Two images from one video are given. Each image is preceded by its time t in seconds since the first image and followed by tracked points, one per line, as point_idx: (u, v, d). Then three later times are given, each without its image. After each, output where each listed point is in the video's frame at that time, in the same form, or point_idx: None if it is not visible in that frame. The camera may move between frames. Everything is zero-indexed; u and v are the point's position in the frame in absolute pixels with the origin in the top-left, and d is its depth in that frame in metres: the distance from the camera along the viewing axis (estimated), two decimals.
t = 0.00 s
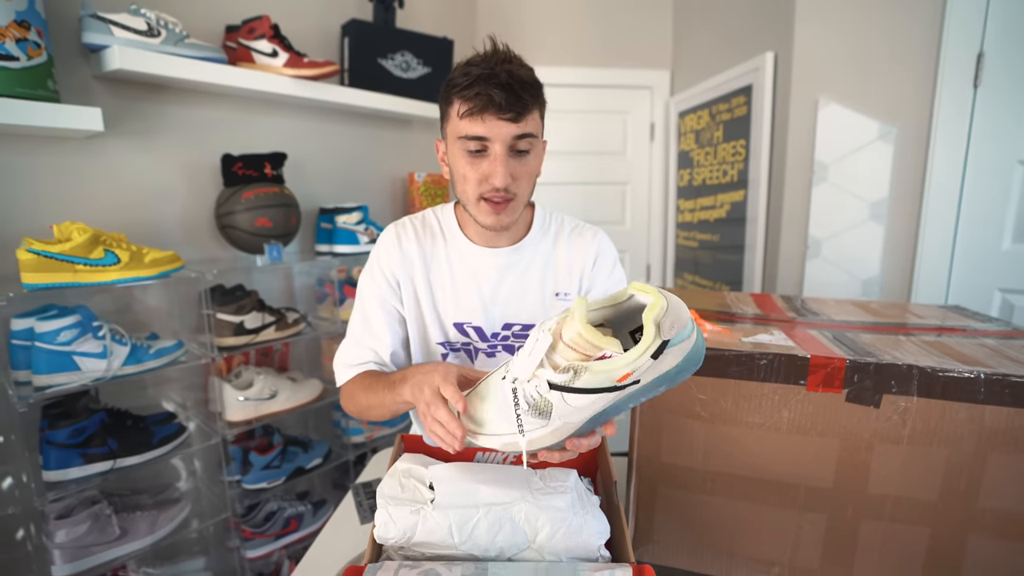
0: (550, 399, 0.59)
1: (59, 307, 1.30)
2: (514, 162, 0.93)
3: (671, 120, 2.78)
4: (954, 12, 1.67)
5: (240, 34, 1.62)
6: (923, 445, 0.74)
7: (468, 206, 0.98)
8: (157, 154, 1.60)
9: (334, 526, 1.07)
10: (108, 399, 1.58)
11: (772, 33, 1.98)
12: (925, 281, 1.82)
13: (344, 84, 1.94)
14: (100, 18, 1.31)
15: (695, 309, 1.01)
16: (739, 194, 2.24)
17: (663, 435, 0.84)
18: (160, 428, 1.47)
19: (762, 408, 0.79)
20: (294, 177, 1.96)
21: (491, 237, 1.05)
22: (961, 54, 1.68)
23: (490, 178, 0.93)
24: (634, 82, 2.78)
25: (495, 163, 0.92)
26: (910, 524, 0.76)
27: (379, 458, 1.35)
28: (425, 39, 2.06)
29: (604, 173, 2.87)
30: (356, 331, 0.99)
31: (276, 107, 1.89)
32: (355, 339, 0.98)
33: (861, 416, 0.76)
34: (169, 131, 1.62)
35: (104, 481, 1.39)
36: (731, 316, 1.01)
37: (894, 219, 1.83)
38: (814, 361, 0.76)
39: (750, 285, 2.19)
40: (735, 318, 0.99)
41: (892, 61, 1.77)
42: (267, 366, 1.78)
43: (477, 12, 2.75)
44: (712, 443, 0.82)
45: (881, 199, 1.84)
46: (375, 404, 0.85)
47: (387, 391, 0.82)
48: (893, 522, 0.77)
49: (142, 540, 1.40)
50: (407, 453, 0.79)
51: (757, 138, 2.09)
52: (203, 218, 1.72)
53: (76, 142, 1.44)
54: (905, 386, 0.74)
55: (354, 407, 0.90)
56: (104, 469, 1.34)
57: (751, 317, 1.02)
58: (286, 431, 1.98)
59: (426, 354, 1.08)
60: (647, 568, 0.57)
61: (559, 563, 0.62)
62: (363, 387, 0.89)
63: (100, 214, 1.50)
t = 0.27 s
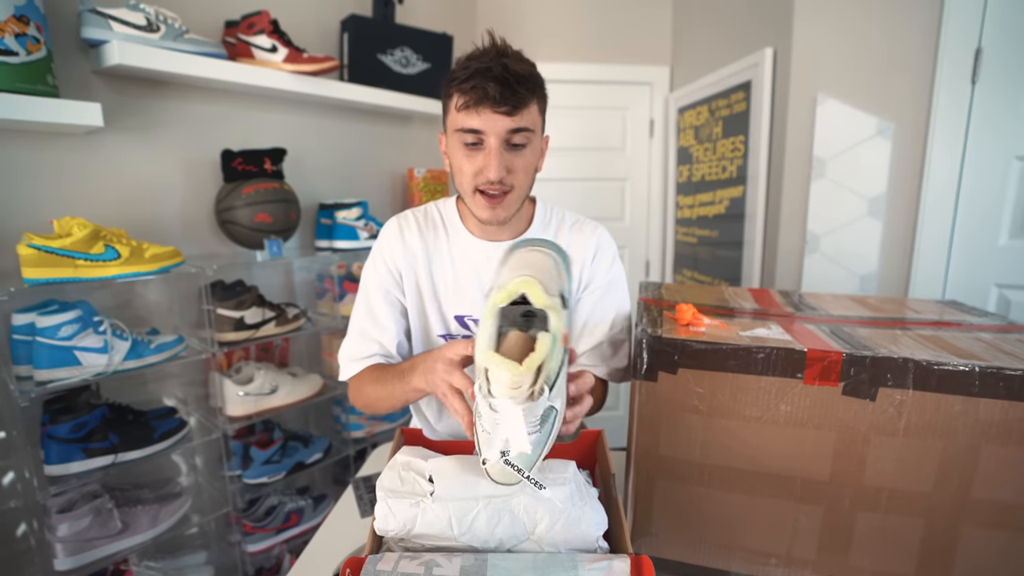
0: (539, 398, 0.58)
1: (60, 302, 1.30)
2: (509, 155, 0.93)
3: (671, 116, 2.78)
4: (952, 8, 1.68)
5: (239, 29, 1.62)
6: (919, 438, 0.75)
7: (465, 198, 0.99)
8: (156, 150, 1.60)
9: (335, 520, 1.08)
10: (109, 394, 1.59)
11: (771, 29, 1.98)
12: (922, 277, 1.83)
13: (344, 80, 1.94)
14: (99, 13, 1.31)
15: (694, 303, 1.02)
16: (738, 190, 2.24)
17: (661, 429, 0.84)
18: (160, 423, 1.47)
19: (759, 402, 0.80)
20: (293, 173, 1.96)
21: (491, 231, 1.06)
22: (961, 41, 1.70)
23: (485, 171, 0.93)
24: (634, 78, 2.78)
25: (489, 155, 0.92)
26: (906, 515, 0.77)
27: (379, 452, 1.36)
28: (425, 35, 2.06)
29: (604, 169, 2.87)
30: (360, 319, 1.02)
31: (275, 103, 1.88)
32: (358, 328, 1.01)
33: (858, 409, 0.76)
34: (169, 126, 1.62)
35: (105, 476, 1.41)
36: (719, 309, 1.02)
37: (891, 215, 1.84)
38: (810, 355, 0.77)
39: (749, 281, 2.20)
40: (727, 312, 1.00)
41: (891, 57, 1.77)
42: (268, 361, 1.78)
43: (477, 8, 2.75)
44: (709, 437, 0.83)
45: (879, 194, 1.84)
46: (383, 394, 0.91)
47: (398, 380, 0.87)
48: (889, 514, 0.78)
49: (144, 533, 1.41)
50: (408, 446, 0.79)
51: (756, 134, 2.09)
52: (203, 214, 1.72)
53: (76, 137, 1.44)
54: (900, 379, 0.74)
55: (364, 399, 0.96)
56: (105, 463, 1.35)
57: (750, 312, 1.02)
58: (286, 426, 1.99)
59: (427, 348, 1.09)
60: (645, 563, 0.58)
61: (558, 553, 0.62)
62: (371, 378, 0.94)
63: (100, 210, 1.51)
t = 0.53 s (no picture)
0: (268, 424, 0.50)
1: (69, 294, 1.33)
2: (488, 144, 0.96)
3: (671, 110, 2.78)
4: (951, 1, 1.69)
5: (242, 24, 1.63)
6: (912, 425, 0.77)
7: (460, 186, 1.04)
8: (162, 144, 1.62)
9: (340, 506, 1.10)
10: (117, 385, 1.62)
11: (771, 23, 1.98)
12: (920, 270, 1.84)
13: (346, 74, 1.95)
14: (105, 9, 1.32)
15: (693, 294, 1.04)
16: (738, 183, 2.25)
17: (659, 416, 0.86)
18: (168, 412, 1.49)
19: (756, 390, 0.81)
20: (296, 167, 1.97)
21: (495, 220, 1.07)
22: (961, 33, 1.70)
23: (464, 159, 0.98)
24: (634, 71, 2.78)
25: (468, 143, 0.97)
26: (898, 501, 0.79)
27: (383, 442, 1.39)
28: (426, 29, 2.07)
29: (604, 163, 2.88)
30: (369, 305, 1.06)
31: (278, 98, 1.90)
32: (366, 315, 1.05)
33: (852, 397, 0.78)
34: (174, 121, 1.64)
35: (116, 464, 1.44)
36: (724, 301, 1.04)
37: (890, 208, 1.85)
38: (806, 343, 0.78)
39: (748, 274, 2.21)
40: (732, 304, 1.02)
41: (890, 50, 1.78)
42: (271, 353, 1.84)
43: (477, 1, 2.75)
44: (707, 425, 0.84)
45: (877, 187, 1.85)
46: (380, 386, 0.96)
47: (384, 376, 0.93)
48: (882, 499, 0.80)
49: (153, 520, 1.44)
50: (412, 432, 0.81)
51: (756, 127, 2.10)
52: (208, 207, 1.74)
53: (84, 132, 1.46)
54: (894, 367, 0.76)
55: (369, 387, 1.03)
56: (114, 451, 1.37)
57: (750, 304, 1.04)
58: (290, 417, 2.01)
59: (433, 338, 1.10)
60: (643, 544, 0.60)
61: (558, 536, 0.64)
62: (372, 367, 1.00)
63: (107, 204, 1.53)
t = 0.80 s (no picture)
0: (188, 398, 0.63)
1: (74, 293, 1.34)
2: (470, 151, 0.98)
3: (671, 110, 2.79)
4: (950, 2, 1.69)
5: (245, 26, 1.64)
6: (909, 423, 0.77)
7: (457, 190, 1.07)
8: (166, 145, 1.63)
9: (342, 504, 1.11)
10: (120, 383, 1.63)
11: (771, 23, 1.99)
12: (920, 270, 1.85)
13: (348, 75, 1.96)
14: (110, 11, 1.33)
15: (692, 294, 1.05)
16: (738, 183, 2.26)
17: (659, 414, 0.87)
18: (170, 411, 1.51)
19: (755, 388, 0.82)
20: (298, 167, 1.98)
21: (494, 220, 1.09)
22: (960, 34, 1.71)
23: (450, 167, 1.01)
24: (634, 72, 2.79)
25: (451, 152, 1.00)
26: (896, 498, 0.80)
27: (385, 440, 1.39)
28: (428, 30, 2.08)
29: (604, 163, 2.89)
30: (373, 302, 1.09)
31: (280, 98, 1.91)
32: (371, 311, 1.08)
33: (850, 395, 0.79)
34: (177, 121, 1.65)
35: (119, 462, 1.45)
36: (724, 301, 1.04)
37: (890, 208, 1.86)
38: (804, 342, 0.79)
39: (748, 274, 2.22)
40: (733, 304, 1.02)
41: (889, 51, 1.79)
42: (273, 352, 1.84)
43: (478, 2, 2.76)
44: (706, 423, 0.85)
45: (877, 187, 1.86)
46: (370, 383, 0.99)
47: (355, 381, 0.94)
48: (879, 497, 0.80)
49: (155, 519, 1.45)
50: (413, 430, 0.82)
51: (756, 127, 2.11)
52: (211, 207, 1.75)
53: (88, 133, 1.47)
54: (891, 366, 0.77)
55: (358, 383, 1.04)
56: (118, 450, 1.38)
57: (751, 304, 1.05)
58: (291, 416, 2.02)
59: (434, 337, 1.12)
60: (642, 541, 0.60)
61: (558, 532, 0.65)
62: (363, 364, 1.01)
63: (111, 204, 1.54)
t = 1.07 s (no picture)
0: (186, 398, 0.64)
1: (78, 293, 1.35)
2: (469, 153, 0.99)
3: (671, 111, 2.80)
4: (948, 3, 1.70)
5: (248, 27, 1.65)
6: (905, 420, 0.78)
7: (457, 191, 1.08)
8: (169, 145, 1.64)
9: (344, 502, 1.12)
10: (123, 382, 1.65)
11: (770, 24, 2.00)
12: (918, 270, 1.86)
13: (349, 76, 1.97)
14: (114, 12, 1.35)
15: (691, 293, 1.06)
16: (738, 183, 2.27)
17: (658, 412, 0.88)
18: (173, 410, 1.52)
19: (753, 386, 0.83)
20: (300, 167, 1.99)
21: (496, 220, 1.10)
22: (958, 35, 1.72)
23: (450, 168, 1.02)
24: (634, 73, 2.80)
25: (451, 154, 1.01)
26: (892, 494, 0.81)
27: (387, 439, 1.40)
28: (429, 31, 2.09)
29: (605, 163, 2.89)
30: (375, 301, 1.10)
31: (282, 99, 1.92)
32: (373, 310, 1.09)
33: (846, 392, 0.80)
34: (180, 122, 1.66)
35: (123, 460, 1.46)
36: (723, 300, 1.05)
37: (889, 208, 1.87)
38: (801, 340, 0.80)
39: (748, 273, 2.23)
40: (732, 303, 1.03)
41: (887, 52, 1.80)
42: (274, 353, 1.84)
43: (479, 3, 2.77)
44: (705, 420, 0.86)
45: (876, 187, 1.87)
46: (372, 382, 0.99)
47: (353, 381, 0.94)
48: (877, 493, 0.81)
49: (158, 517, 1.46)
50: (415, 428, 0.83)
51: (755, 128, 2.12)
52: (214, 208, 1.76)
53: (92, 133, 1.48)
54: (887, 364, 0.78)
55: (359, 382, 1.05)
56: (121, 448, 1.40)
57: (750, 303, 1.06)
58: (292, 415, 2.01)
59: (436, 337, 1.13)
60: (641, 535, 0.61)
61: (558, 527, 0.66)
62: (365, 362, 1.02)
63: (115, 204, 1.55)
